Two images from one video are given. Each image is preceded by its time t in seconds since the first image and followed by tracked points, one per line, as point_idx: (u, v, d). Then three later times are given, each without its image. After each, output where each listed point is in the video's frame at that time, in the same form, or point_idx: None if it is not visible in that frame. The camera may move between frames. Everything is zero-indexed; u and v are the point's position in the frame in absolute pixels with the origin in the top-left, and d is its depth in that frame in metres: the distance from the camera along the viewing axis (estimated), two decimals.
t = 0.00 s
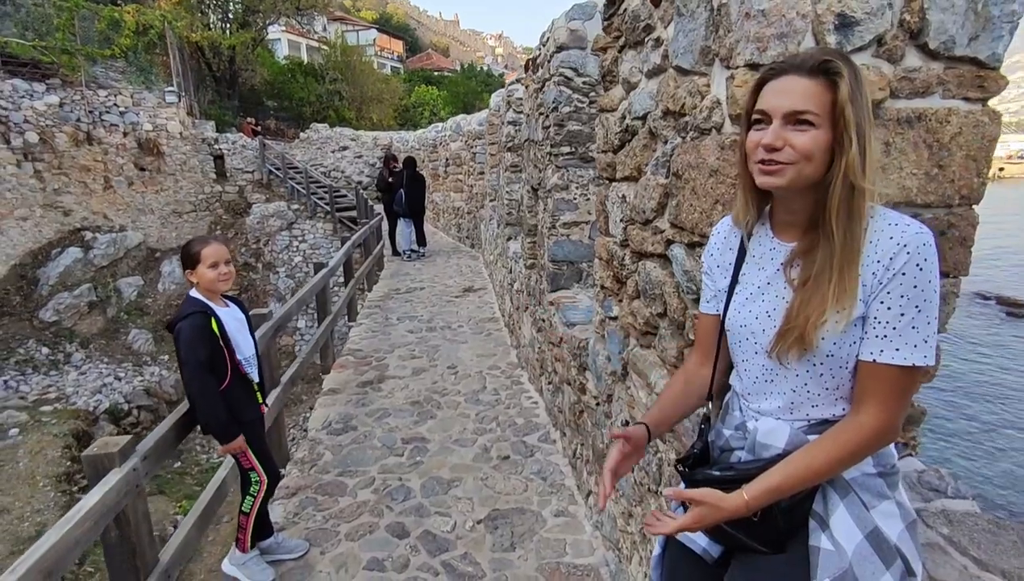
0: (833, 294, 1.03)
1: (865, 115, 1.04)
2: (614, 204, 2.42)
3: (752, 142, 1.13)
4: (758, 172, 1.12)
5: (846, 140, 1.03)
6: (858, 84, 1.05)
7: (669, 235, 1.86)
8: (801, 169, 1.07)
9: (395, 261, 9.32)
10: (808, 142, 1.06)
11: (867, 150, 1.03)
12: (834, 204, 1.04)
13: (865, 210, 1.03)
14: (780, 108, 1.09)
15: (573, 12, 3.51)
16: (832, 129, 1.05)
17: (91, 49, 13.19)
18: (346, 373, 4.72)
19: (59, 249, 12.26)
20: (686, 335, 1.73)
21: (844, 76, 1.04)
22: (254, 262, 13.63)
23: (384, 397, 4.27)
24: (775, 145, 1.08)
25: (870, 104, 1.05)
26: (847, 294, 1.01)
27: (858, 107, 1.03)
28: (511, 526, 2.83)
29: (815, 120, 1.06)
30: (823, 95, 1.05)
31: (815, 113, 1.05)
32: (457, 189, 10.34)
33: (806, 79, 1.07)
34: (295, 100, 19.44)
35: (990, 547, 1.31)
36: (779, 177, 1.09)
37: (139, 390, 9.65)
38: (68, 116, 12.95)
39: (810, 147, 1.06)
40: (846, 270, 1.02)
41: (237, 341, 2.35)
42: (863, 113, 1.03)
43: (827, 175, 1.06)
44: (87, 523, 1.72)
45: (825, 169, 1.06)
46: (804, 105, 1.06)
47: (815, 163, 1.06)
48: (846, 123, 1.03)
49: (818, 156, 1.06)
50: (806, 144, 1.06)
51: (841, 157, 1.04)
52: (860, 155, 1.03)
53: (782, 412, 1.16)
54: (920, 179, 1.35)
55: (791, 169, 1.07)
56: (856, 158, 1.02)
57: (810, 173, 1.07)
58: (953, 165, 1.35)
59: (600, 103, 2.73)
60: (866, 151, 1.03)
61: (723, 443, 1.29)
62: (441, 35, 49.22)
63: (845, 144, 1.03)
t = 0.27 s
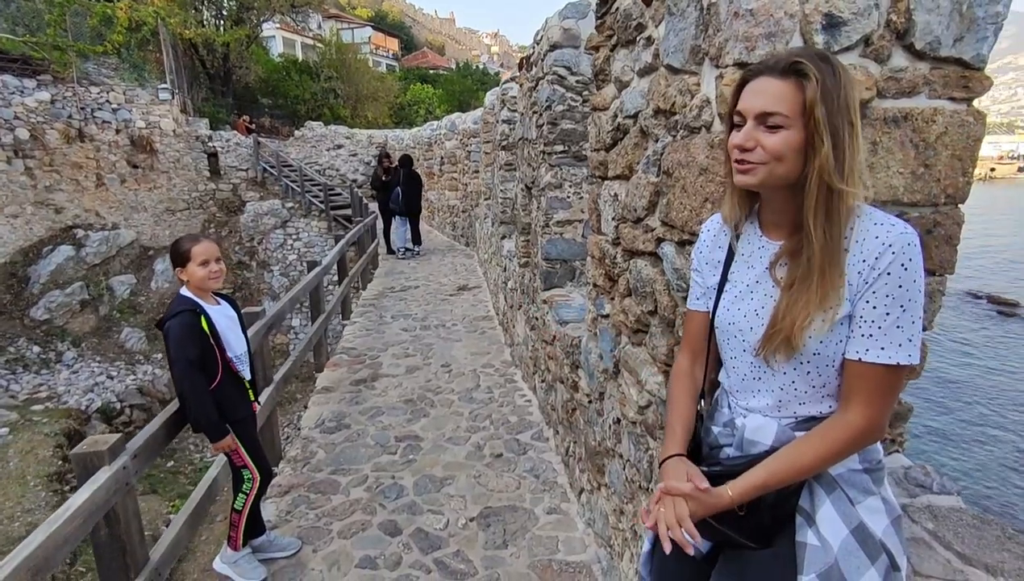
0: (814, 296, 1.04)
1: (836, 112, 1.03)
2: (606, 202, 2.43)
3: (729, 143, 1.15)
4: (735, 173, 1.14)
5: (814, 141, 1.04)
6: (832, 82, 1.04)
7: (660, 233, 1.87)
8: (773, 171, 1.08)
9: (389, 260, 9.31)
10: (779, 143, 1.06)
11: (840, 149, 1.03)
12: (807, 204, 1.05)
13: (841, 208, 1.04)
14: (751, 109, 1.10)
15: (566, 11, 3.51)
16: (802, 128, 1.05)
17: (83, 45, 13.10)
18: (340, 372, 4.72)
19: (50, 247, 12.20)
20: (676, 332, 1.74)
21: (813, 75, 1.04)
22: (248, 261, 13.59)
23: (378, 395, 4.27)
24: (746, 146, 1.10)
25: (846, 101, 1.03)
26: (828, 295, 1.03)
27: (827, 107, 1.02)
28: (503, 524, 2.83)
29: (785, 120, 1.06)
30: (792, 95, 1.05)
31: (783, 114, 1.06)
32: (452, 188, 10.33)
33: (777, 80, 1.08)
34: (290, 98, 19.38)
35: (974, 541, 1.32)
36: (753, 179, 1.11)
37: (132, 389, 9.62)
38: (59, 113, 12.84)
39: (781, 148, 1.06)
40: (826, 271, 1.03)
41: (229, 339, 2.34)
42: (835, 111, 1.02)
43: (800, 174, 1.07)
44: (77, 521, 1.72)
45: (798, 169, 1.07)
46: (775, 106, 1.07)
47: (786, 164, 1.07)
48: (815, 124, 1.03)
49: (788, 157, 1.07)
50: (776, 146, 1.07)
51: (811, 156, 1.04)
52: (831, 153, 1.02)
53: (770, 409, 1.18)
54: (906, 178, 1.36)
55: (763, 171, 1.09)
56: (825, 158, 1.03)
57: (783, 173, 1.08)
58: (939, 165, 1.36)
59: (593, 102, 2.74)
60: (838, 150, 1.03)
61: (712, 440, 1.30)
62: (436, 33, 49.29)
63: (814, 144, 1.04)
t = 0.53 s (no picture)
0: (802, 294, 1.06)
1: (813, 109, 1.02)
2: (605, 201, 2.43)
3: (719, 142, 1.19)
4: (725, 172, 1.17)
5: (789, 140, 1.05)
6: (813, 78, 1.03)
7: (659, 232, 1.88)
8: (754, 171, 1.11)
9: (386, 259, 9.30)
10: (758, 143, 1.09)
11: (818, 146, 1.03)
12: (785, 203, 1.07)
13: (823, 207, 1.04)
14: (735, 110, 1.13)
15: (564, 11, 3.52)
16: (780, 127, 1.07)
17: (78, 43, 13.03)
18: (337, 371, 4.72)
19: (44, 246, 12.14)
20: (676, 330, 1.75)
21: (789, 73, 1.05)
22: (244, 260, 13.56)
23: (375, 394, 4.27)
24: (731, 146, 1.13)
25: (829, 96, 1.02)
26: (816, 293, 1.05)
27: (803, 106, 1.03)
28: (501, 522, 2.84)
29: (762, 120, 1.08)
30: (769, 95, 1.07)
31: (760, 114, 1.08)
32: (448, 187, 10.34)
33: (757, 80, 1.09)
34: (286, 97, 19.34)
35: (971, 537, 1.33)
36: (739, 178, 1.14)
37: (127, 388, 9.59)
38: (54, 111, 12.80)
39: (759, 148, 1.09)
40: (814, 269, 1.05)
41: (225, 338, 2.33)
42: (811, 109, 1.02)
43: (780, 173, 1.08)
44: (74, 519, 1.72)
45: (778, 168, 1.08)
46: (754, 106, 1.09)
47: (766, 163, 1.09)
48: (793, 123, 1.04)
49: (767, 156, 1.09)
50: (755, 145, 1.09)
51: (788, 155, 1.06)
52: (808, 151, 1.03)
53: (769, 406, 1.18)
54: (904, 177, 1.37)
55: (745, 171, 1.12)
56: (800, 157, 1.04)
57: (765, 172, 1.10)
58: (936, 164, 1.37)
59: (591, 101, 2.74)
60: (816, 148, 1.03)
61: (711, 436, 1.31)
62: (433, 32, 49.25)
63: (788, 143, 1.05)
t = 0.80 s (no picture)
0: (791, 296, 1.08)
1: (791, 112, 1.03)
2: (602, 203, 2.43)
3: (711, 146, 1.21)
4: (718, 175, 1.20)
5: (770, 143, 1.06)
6: (793, 80, 1.04)
7: (657, 233, 1.88)
8: (742, 174, 1.13)
9: (383, 260, 9.29)
10: (744, 146, 1.11)
11: (799, 148, 1.04)
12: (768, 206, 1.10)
13: (808, 209, 1.06)
14: (723, 115, 1.16)
15: (562, 12, 3.51)
16: (762, 131, 1.08)
17: (75, 44, 13.01)
18: (335, 372, 4.71)
19: (41, 246, 12.10)
20: (673, 332, 1.75)
21: (768, 77, 1.06)
22: (241, 261, 13.54)
23: (373, 396, 4.26)
24: (721, 150, 1.16)
25: (808, 98, 1.03)
26: (807, 297, 1.07)
27: (781, 110, 1.04)
28: (499, 524, 2.84)
29: (746, 124, 1.10)
30: (751, 100, 1.09)
31: (744, 118, 1.10)
32: (446, 188, 10.33)
33: (742, 85, 1.11)
34: (284, 97, 19.33)
35: (967, 539, 1.34)
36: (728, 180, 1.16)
37: (124, 390, 9.56)
38: (51, 112, 12.76)
39: (744, 151, 1.11)
40: (806, 272, 1.06)
41: (222, 340, 2.33)
42: (790, 112, 1.03)
43: (764, 175, 1.10)
44: (71, 522, 1.71)
45: (762, 171, 1.10)
46: (738, 111, 1.11)
47: (752, 166, 1.11)
48: (772, 126, 1.06)
49: (752, 159, 1.11)
50: (741, 149, 1.12)
51: (770, 158, 1.07)
52: (789, 154, 1.05)
53: (766, 409, 1.18)
54: (901, 180, 1.37)
55: (733, 173, 1.15)
56: (781, 159, 1.05)
57: (752, 175, 1.12)
58: (933, 166, 1.37)
59: (589, 103, 2.74)
60: (796, 151, 1.04)
61: (708, 438, 1.31)
62: (431, 33, 49.29)
63: (770, 146, 1.07)
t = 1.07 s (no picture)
0: (789, 297, 1.08)
1: (785, 114, 1.04)
2: (602, 205, 2.43)
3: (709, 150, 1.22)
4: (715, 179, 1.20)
5: (764, 145, 1.07)
6: (786, 83, 1.04)
7: (657, 236, 1.88)
8: (739, 177, 1.13)
9: (382, 262, 9.29)
10: (739, 149, 1.12)
11: (794, 149, 1.04)
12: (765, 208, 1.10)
13: (804, 210, 1.06)
14: (718, 119, 1.16)
15: (561, 14, 3.51)
16: (757, 133, 1.09)
17: (74, 45, 13.00)
18: (334, 374, 4.71)
19: (39, 248, 12.08)
20: (673, 335, 1.75)
21: (761, 81, 1.07)
22: (240, 262, 13.53)
23: (372, 398, 4.26)
24: (717, 154, 1.17)
25: (802, 99, 1.03)
26: (806, 298, 1.07)
27: (774, 112, 1.04)
28: (498, 526, 2.83)
29: (741, 127, 1.11)
30: (746, 104, 1.10)
31: (739, 122, 1.11)
32: (445, 190, 10.33)
33: (736, 89, 1.12)
34: (283, 99, 19.33)
35: (969, 541, 1.34)
36: (726, 183, 1.17)
37: (122, 391, 9.54)
38: (49, 113, 12.77)
39: (740, 154, 1.12)
40: (804, 273, 1.06)
41: (220, 342, 2.32)
42: (783, 114, 1.04)
43: (760, 178, 1.10)
44: (69, 525, 1.71)
45: (758, 173, 1.10)
46: (733, 115, 1.12)
47: (748, 169, 1.11)
48: (766, 129, 1.06)
49: (747, 162, 1.11)
50: (737, 152, 1.12)
51: (765, 160, 1.08)
52: (783, 156, 1.05)
53: (767, 412, 1.18)
54: (901, 182, 1.37)
55: (730, 176, 1.15)
56: (775, 161, 1.06)
57: (749, 178, 1.12)
58: (933, 168, 1.37)
59: (588, 105, 2.74)
60: (791, 152, 1.05)
61: (709, 441, 1.31)
62: (430, 35, 49.34)
63: (764, 148, 1.07)
